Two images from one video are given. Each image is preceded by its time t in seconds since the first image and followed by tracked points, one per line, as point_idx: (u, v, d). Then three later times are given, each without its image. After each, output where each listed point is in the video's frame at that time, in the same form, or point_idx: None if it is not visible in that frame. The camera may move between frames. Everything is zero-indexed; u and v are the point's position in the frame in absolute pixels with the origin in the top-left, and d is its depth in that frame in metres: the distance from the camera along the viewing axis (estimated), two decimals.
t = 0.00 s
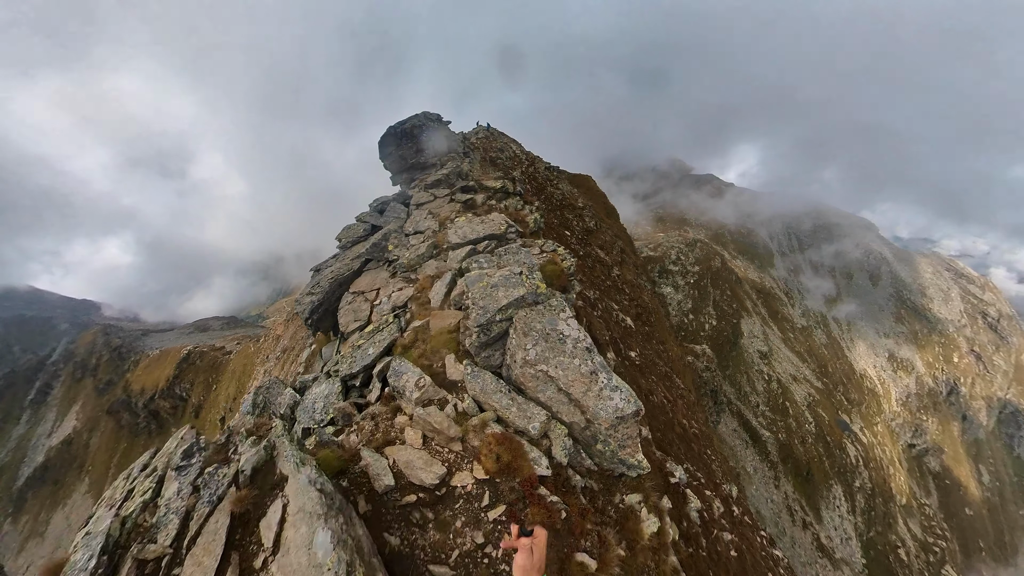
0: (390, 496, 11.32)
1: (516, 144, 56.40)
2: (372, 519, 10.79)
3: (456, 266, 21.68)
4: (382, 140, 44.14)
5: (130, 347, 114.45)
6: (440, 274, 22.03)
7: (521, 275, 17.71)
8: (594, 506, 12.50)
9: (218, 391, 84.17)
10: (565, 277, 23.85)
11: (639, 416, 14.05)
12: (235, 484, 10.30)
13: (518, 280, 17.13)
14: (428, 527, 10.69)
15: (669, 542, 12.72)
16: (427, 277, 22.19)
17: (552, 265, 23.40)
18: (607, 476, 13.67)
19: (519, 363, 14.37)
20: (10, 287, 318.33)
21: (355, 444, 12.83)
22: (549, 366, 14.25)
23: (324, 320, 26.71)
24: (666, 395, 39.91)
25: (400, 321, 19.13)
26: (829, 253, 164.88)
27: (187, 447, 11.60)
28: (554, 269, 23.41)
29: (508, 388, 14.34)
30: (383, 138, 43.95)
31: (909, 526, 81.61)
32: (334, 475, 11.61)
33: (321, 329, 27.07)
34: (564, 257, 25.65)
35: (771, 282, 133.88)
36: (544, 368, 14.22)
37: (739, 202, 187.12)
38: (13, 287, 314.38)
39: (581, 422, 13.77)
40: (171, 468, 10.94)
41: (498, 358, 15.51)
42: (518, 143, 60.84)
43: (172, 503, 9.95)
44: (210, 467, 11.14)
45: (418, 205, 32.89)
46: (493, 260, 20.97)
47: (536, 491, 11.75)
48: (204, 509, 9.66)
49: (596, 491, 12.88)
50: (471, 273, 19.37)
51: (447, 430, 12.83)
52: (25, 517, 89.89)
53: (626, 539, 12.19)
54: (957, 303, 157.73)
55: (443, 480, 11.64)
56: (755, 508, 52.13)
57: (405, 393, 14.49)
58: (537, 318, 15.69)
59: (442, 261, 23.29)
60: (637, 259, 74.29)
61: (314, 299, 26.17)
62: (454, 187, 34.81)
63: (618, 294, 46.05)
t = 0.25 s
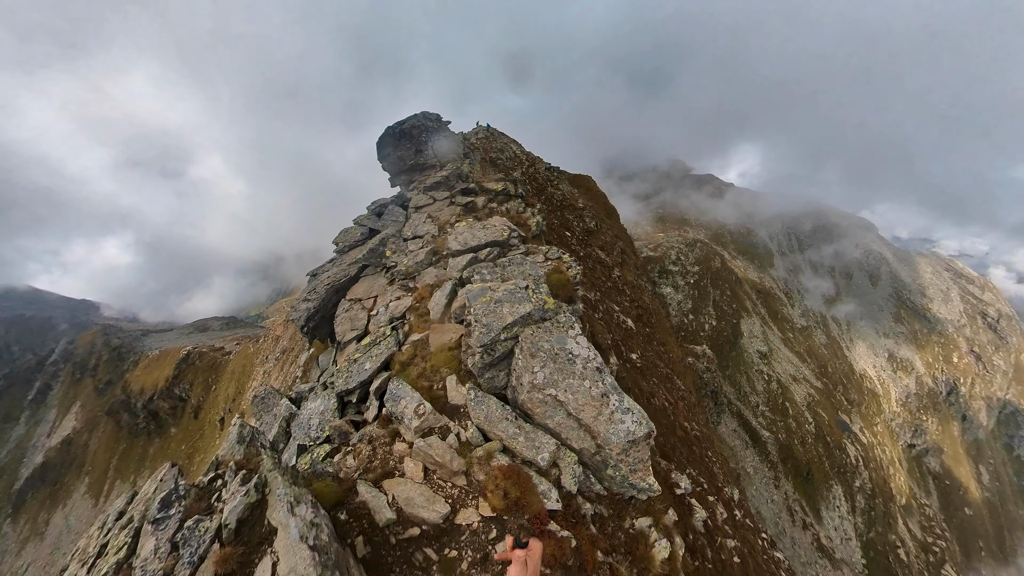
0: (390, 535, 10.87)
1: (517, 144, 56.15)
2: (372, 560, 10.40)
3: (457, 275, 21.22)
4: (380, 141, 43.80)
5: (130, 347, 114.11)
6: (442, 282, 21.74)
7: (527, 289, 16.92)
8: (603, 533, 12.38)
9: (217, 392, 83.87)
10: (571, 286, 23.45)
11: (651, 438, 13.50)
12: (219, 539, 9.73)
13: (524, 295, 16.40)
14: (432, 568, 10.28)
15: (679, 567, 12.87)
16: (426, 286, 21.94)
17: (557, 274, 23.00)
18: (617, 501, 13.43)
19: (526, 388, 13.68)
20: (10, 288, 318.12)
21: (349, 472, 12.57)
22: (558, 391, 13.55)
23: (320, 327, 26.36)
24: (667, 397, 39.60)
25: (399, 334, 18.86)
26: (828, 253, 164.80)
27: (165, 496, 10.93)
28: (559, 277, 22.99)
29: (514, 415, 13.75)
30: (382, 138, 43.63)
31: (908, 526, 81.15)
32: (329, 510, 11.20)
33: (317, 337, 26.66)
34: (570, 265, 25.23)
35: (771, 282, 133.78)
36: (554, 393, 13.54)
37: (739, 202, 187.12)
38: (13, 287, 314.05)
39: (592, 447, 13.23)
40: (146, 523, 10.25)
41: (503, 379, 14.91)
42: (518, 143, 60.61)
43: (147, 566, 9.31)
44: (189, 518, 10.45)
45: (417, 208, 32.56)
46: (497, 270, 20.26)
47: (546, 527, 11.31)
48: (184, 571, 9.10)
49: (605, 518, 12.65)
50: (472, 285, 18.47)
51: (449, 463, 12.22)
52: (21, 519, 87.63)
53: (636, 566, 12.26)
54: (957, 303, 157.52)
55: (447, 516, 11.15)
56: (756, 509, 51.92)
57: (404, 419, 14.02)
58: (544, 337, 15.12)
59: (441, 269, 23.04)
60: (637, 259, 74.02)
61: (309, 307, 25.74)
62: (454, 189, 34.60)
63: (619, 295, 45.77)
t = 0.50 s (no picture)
0: None
1: (517, 144, 55.78)
2: None
3: (457, 280, 20.73)
4: (378, 140, 43.32)
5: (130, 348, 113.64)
6: (444, 284, 21.42)
7: (534, 300, 15.99)
8: (616, 561, 12.06)
9: (217, 392, 83.40)
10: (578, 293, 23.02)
11: (668, 460, 12.98)
12: None
13: (530, 307, 15.50)
14: None
15: None
16: (423, 292, 21.54)
17: (564, 279, 22.56)
18: (630, 526, 13.03)
19: (535, 415, 13.04)
20: (9, 287, 317.28)
21: (341, 497, 12.46)
22: (570, 417, 12.93)
23: (314, 333, 26.05)
24: (668, 398, 39.24)
25: (393, 346, 18.56)
26: (828, 253, 164.56)
27: (120, 555, 10.64)
28: (566, 283, 22.66)
29: (522, 444, 13.20)
30: (379, 137, 43.17)
31: (908, 526, 80.61)
32: (315, 553, 11.03)
33: (312, 342, 26.28)
34: (576, 269, 24.74)
35: (771, 282, 133.51)
36: (566, 419, 12.91)
37: (739, 202, 186.91)
38: (12, 287, 313.25)
39: (605, 474, 12.65)
40: None
41: (508, 400, 14.42)
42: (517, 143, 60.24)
43: None
44: None
45: (415, 208, 32.14)
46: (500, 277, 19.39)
47: (557, 567, 10.96)
48: None
49: (618, 545, 12.30)
50: (474, 294, 17.43)
51: (450, 501, 11.74)
52: (21, 519, 86.96)
53: None
54: (957, 303, 157.18)
55: (449, 554, 10.96)
56: (757, 510, 51.57)
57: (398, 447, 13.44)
58: (552, 354, 14.35)
59: (438, 274, 22.67)
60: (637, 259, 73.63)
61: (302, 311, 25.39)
62: (453, 189, 34.23)
63: (620, 295, 45.41)
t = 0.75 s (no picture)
0: None
1: (516, 143, 55.36)
2: None
3: (455, 287, 20.30)
4: (374, 137, 42.79)
5: (130, 348, 113.45)
6: (442, 290, 21.03)
7: (540, 316, 15.41)
8: None
9: (216, 393, 82.99)
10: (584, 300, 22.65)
11: (683, 486, 12.74)
12: None
13: (537, 325, 14.84)
14: None
15: None
16: (418, 299, 21.20)
17: (569, 286, 22.26)
18: (643, 554, 12.65)
19: (543, 447, 12.55)
20: (9, 288, 316.76)
21: (328, 524, 12.17)
22: (580, 448, 12.48)
23: (306, 339, 25.45)
24: (669, 400, 38.91)
25: (386, 360, 18.11)
26: (828, 252, 164.30)
27: None
28: (572, 290, 22.41)
29: (527, 478, 12.61)
30: (375, 135, 42.65)
31: (908, 526, 80.11)
32: None
33: (304, 348, 25.73)
34: (582, 274, 24.28)
35: (771, 282, 133.19)
36: (576, 450, 12.44)
37: (739, 202, 186.67)
38: (12, 287, 313.00)
39: (617, 503, 12.45)
40: None
41: (510, 426, 14.01)
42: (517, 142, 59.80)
43: None
44: None
45: (412, 209, 31.65)
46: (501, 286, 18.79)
47: None
48: None
49: None
50: (473, 308, 16.70)
51: (447, 541, 11.26)
52: (21, 519, 86.01)
53: None
54: (957, 303, 156.94)
55: None
56: (757, 511, 51.23)
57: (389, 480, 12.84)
58: (560, 376, 13.80)
59: (435, 279, 22.30)
60: (638, 260, 73.17)
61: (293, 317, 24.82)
62: (451, 188, 33.82)
63: (621, 296, 45.04)
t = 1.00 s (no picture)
0: None
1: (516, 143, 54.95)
2: None
3: (452, 298, 19.71)
4: (371, 137, 42.28)
5: (129, 349, 113.10)
6: (439, 301, 20.58)
7: (546, 340, 14.63)
8: None
9: (215, 394, 82.62)
10: (590, 312, 22.28)
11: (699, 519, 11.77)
12: None
13: (542, 352, 14.11)
14: None
15: None
16: (413, 311, 20.76)
17: (575, 297, 21.77)
18: None
19: (550, 489, 11.78)
20: (7, 288, 315.57)
21: (319, 557, 12.31)
22: (590, 488, 11.64)
23: (300, 348, 25.09)
24: (670, 402, 38.53)
25: (379, 378, 17.80)
26: (828, 252, 164.09)
27: None
28: (578, 301, 21.95)
29: (532, 523, 11.72)
30: (372, 135, 42.18)
31: (908, 525, 79.87)
32: None
33: (297, 357, 25.44)
34: (588, 284, 23.76)
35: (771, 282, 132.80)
36: (587, 491, 11.61)
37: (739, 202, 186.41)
38: (10, 287, 311.79)
39: (630, 543, 11.51)
40: None
41: (513, 461, 13.40)
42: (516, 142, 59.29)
43: None
44: None
45: (408, 213, 31.15)
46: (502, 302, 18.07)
47: None
48: None
49: None
50: (471, 329, 15.89)
51: None
52: (21, 519, 85.51)
53: None
54: (957, 302, 156.54)
55: None
56: (758, 512, 50.92)
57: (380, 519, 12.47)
58: (568, 408, 13.09)
59: (431, 289, 21.85)
60: (638, 260, 72.76)
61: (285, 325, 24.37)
62: (449, 190, 33.35)
63: (622, 297, 44.58)
